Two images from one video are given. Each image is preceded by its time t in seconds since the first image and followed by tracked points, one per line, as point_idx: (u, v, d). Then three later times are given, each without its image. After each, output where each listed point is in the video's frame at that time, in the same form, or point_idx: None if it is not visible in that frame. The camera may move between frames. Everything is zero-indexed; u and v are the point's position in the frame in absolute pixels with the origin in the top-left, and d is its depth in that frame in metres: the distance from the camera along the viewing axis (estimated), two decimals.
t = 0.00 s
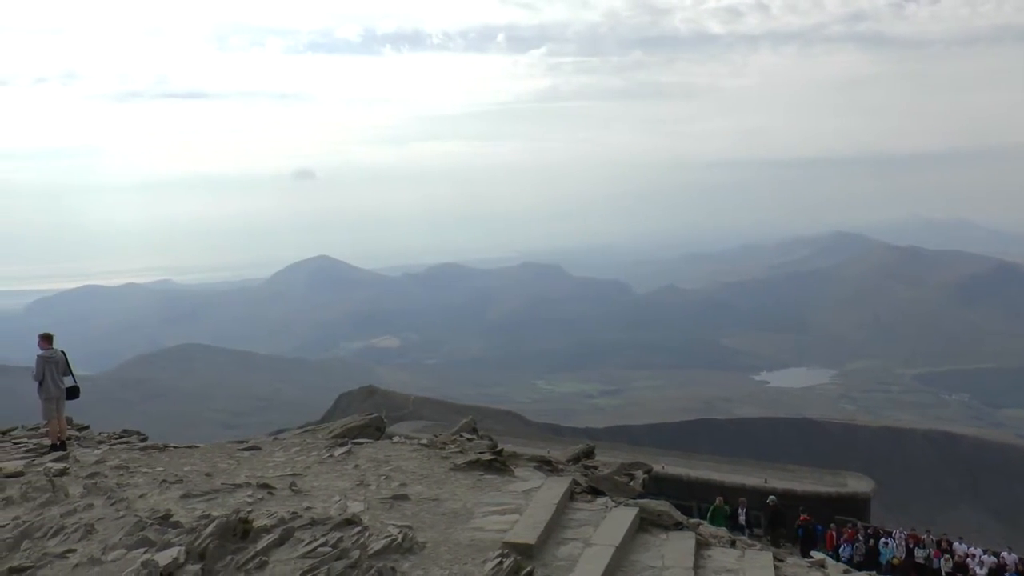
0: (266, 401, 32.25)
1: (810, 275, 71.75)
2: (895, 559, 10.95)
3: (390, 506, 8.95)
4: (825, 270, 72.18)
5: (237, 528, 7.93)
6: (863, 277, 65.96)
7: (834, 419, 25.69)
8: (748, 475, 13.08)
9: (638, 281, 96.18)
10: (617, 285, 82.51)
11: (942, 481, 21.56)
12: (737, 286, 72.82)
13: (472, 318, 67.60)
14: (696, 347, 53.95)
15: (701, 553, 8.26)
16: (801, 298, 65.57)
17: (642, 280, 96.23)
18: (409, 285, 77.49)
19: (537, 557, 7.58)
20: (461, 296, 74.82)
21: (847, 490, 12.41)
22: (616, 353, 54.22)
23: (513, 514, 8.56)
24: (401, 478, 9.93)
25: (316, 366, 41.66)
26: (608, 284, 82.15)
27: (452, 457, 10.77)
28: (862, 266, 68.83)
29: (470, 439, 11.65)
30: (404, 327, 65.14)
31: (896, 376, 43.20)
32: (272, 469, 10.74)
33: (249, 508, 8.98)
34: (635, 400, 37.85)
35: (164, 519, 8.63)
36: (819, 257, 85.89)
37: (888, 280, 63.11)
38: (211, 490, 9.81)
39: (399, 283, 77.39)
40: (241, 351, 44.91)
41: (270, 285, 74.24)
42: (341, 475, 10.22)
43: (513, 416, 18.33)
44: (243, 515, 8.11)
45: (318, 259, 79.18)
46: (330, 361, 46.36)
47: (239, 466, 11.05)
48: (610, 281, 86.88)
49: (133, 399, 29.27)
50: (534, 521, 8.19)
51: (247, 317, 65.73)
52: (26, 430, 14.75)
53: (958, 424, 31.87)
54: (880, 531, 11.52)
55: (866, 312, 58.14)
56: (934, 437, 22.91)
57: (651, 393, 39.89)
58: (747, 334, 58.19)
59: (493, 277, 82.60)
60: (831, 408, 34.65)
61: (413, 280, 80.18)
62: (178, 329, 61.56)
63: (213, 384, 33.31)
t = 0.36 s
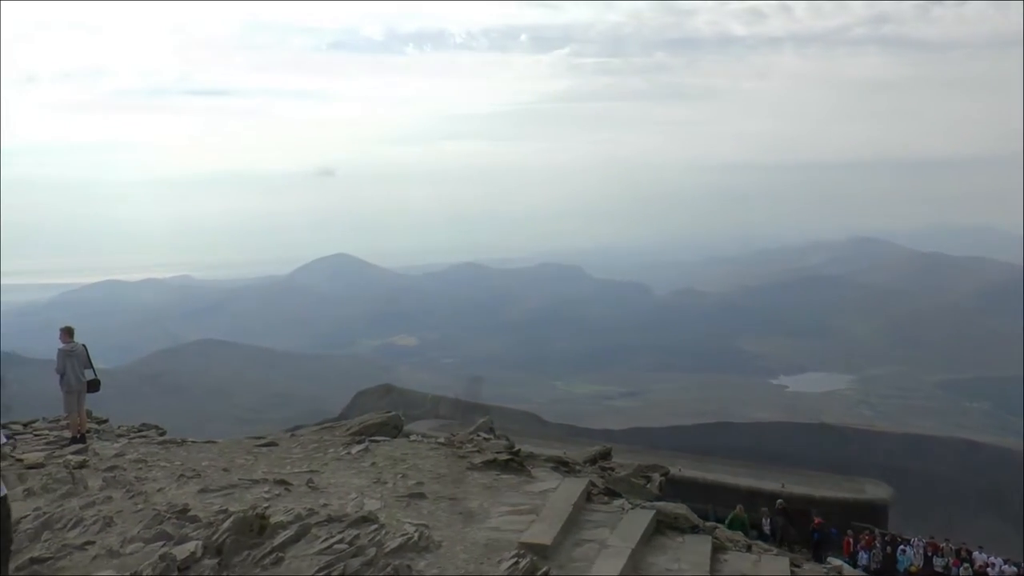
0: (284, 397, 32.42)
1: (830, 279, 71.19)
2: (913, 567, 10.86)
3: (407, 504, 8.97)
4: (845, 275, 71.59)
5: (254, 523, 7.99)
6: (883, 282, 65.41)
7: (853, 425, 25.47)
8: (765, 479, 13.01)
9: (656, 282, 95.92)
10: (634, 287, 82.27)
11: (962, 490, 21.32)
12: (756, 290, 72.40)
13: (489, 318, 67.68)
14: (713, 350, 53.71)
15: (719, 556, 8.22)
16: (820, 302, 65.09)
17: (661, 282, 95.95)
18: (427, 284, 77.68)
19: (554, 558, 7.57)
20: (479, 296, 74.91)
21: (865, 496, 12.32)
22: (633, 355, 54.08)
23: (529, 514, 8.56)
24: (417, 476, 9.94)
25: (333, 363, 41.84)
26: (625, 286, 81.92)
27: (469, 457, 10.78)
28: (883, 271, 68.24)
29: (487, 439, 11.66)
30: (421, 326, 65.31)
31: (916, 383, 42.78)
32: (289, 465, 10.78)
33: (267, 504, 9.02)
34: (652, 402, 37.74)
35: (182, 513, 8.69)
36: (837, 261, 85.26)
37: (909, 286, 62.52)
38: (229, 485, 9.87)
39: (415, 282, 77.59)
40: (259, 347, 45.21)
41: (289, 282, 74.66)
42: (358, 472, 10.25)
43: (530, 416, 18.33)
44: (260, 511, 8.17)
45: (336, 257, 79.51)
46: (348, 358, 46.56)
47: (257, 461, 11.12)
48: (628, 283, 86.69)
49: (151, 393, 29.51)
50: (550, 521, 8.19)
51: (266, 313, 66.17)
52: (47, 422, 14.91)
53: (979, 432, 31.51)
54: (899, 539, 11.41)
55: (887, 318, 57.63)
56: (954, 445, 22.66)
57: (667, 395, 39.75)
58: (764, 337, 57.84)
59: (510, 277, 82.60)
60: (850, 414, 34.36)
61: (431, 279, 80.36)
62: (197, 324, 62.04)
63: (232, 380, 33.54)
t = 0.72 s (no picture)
0: (290, 397, 32.43)
1: (837, 280, 70.97)
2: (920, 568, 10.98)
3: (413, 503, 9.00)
4: (853, 276, 71.32)
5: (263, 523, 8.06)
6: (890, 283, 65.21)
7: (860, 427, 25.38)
8: (771, 480, 13.00)
9: (663, 283, 95.78)
10: (642, 287, 82.06)
11: (969, 494, 21.25)
12: (763, 290, 72.25)
13: (495, 319, 67.67)
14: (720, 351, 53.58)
15: (726, 556, 8.21)
16: (827, 303, 64.90)
17: (667, 283, 95.92)
18: (433, 284, 77.71)
19: (559, 557, 7.60)
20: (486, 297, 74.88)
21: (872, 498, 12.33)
22: (639, 355, 53.97)
23: (535, 514, 8.58)
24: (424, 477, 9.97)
25: (340, 363, 41.86)
26: (633, 287, 81.73)
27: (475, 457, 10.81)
28: (891, 272, 67.99)
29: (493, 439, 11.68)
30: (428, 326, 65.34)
31: (923, 384, 42.62)
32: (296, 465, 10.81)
33: (274, 503, 9.05)
34: (658, 403, 37.68)
35: (190, 514, 8.73)
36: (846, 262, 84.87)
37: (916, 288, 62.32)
38: (237, 485, 9.91)
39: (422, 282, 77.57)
40: (266, 347, 45.23)
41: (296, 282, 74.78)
42: (365, 472, 10.29)
43: (537, 417, 18.34)
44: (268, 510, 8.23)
45: (344, 257, 79.56)
46: (355, 358, 46.58)
47: (265, 461, 11.17)
48: (635, 283, 86.54)
49: (160, 393, 29.56)
50: (556, 522, 8.21)
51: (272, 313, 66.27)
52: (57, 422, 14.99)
53: (987, 434, 31.36)
54: (904, 541, 11.51)
55: (894, 318, 57.42)
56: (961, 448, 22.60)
57: (674, 396, 39.66)
58: (772, 338, 57.65)
59: (517, 278, 82.48)
60: (857, 415, 34.25)
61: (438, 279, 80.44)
62: (204, 323, 62.12)
63: (239, 380, 33.57)
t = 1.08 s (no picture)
0: (258, 420, 32.00)
1: (810, 312, 71.69)
2: None
3: (374, 528, 8.86)
4: (825, 308, 72.07)
5: (218, 546, 7.90)
6: (862, 316, 65.93)
7: (829, 458, 25.47)
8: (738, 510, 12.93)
9: (638, 312, 96.21)
10: (617, 316, 82.28)
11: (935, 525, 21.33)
12: (737, 321, 72.76)
13: (470, 345, 67.46)
14: (693, 381, 53.72)
15: None
16: (799, 335, 65.47)
17: (643, 311, 96.37)
18: (409, 309, 77.52)
19: None
20: (461, 323, 74.75)
21: (838, 529, 12.32)
22: (613, 383, 53.98)
23: (497, 539, 8.48)
24: (386, 500, 9.83)
25: (310, 386, 41.43)
26: (609, 315, 81.89)
27: (440, 481, 10.69)
28: (862, 305, 68.79)
29: (458, 464, 11.58)
30: (402, 350, 65.01)
31: (893, 417, 42.97)
32: (257, 488, 10.62)
33: (233, 526, 8.88)
34: (631, 431, 37.63)
35: (145, 535, 8.53)
36: (819, 295, 85.71)
37: (886, 322, 63.06)
38: (196, 507, 9.71)
39: (398, 307, 77.23)
40: (237, 369, 44.66)
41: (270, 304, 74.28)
42: (327, 495, 10.13)
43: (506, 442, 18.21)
44: (225, 533, 8.06)
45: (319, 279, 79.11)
46: (326, 382, 46.15)
47: (226, 483, 10.97)
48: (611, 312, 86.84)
49: (124, 414, 29.01)
50: (516, 547, 8.11)
51: (245, 334, 65.68)
52: (15, 441, 14.63)
53: (953, 466, 31.59)
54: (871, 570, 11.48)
55: (865, 351, 58.02)
56: (927, 479, 22.74)
57: (646, 425, 39.66)
58: (746, 369, 57.89)
59: (493, 304, 82.40)
60: (827, 446, 34.42)
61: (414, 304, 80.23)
62: (174, 344, 61.34)
63: (207, 401, 33.11)
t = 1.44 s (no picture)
0: (281, 418, 32.22)
1: (833, 313, 71.05)
2: None
3: (395, 527, 8.87)
4: (849, 309, 71.37)
5: (240, 544, 7.94)
6: (886, 316, 65.21)
7: (854, 460, 25.18)
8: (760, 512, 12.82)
9: (660, 312, 95.82)
10: (638, 316, 81.91)
11: (961, 528, 21.02)
12: (759, 321, 72.27)
13: (491, 344, 67.53)
14: (715, 381, 53.43)
15: None
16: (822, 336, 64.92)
17: (665, 311, 96.02)
18: (431, 309, 77.78)
19: None
20: (482, 322, 74.85)
21: (863, 532, 12.17)
22: (634, 383, 53.82)
23: (518, 540, 8.48)
24: (407, 499, 9.84)
25: (332, 385, 41.66)
26: (630, 315, 81.55)
27: (461, 481, 10.69)
28: (886, 305, 68.01)
29: (479, 464, 11.57)
30: (423, 349, 65.20)
31: (917, 418, 42.46)
32: (279, 486, 10.67)
33: (255, 524, 8.91)
34: (652, 431, 37.49)
35: (168, 532, 8.59)
36: (843, 295, 84.76)
37: (911, 322, 62.33)
38: (218, 505, 9.76)
39: (418, 308, 77.41)
40: (259, 368, 45.02)
41: (293, 303, 74.87)
42: (348, 494, 10.16)
43: (528, 442, 18.18)
44: (247, 531, 8.10)
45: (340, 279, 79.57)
46: (348, 380, 46.40)
47: (248, 481, 11.03)
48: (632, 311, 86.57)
49: (148, 411, 29.36)
50: (538, 548, 8.09)
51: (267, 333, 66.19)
52: (41, 437, 14.83)
53: (980, 469, 31.14)
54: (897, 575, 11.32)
55: (889, 353, 57.38)
56: (954, 481, 22.41)
57: (667, 425, 39.48)
58: (768, 370, 57.40)
59: (514, 305, 82.33)
60: (851, 448, 34.07)
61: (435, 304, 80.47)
62: (197, 343, 61.95)
63: (231, 400, 33.39)
